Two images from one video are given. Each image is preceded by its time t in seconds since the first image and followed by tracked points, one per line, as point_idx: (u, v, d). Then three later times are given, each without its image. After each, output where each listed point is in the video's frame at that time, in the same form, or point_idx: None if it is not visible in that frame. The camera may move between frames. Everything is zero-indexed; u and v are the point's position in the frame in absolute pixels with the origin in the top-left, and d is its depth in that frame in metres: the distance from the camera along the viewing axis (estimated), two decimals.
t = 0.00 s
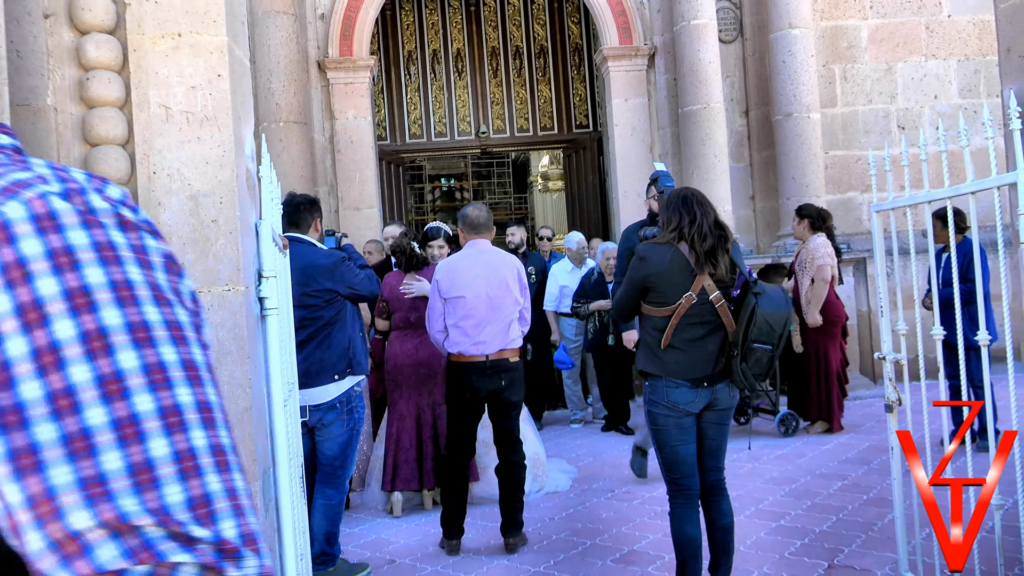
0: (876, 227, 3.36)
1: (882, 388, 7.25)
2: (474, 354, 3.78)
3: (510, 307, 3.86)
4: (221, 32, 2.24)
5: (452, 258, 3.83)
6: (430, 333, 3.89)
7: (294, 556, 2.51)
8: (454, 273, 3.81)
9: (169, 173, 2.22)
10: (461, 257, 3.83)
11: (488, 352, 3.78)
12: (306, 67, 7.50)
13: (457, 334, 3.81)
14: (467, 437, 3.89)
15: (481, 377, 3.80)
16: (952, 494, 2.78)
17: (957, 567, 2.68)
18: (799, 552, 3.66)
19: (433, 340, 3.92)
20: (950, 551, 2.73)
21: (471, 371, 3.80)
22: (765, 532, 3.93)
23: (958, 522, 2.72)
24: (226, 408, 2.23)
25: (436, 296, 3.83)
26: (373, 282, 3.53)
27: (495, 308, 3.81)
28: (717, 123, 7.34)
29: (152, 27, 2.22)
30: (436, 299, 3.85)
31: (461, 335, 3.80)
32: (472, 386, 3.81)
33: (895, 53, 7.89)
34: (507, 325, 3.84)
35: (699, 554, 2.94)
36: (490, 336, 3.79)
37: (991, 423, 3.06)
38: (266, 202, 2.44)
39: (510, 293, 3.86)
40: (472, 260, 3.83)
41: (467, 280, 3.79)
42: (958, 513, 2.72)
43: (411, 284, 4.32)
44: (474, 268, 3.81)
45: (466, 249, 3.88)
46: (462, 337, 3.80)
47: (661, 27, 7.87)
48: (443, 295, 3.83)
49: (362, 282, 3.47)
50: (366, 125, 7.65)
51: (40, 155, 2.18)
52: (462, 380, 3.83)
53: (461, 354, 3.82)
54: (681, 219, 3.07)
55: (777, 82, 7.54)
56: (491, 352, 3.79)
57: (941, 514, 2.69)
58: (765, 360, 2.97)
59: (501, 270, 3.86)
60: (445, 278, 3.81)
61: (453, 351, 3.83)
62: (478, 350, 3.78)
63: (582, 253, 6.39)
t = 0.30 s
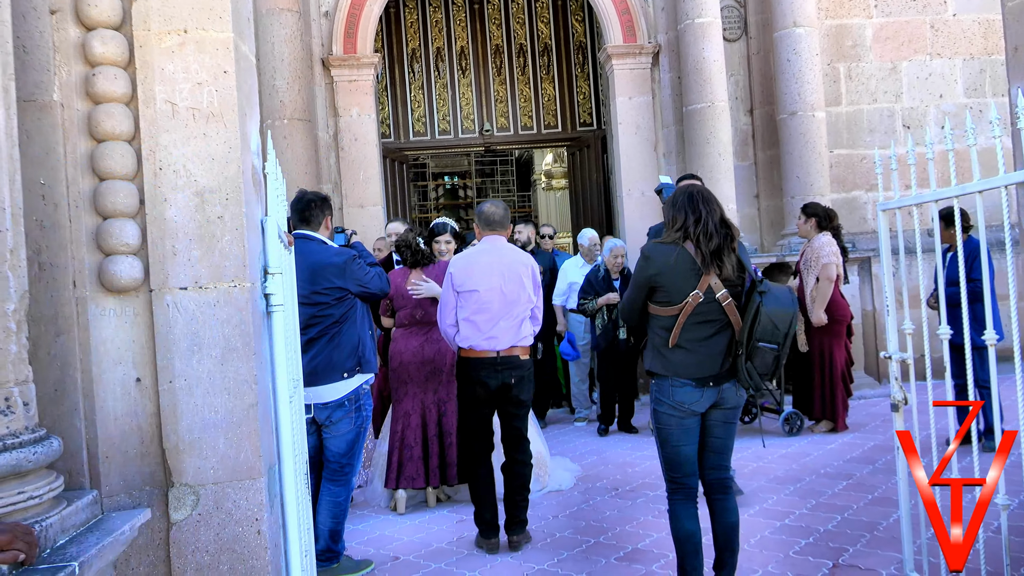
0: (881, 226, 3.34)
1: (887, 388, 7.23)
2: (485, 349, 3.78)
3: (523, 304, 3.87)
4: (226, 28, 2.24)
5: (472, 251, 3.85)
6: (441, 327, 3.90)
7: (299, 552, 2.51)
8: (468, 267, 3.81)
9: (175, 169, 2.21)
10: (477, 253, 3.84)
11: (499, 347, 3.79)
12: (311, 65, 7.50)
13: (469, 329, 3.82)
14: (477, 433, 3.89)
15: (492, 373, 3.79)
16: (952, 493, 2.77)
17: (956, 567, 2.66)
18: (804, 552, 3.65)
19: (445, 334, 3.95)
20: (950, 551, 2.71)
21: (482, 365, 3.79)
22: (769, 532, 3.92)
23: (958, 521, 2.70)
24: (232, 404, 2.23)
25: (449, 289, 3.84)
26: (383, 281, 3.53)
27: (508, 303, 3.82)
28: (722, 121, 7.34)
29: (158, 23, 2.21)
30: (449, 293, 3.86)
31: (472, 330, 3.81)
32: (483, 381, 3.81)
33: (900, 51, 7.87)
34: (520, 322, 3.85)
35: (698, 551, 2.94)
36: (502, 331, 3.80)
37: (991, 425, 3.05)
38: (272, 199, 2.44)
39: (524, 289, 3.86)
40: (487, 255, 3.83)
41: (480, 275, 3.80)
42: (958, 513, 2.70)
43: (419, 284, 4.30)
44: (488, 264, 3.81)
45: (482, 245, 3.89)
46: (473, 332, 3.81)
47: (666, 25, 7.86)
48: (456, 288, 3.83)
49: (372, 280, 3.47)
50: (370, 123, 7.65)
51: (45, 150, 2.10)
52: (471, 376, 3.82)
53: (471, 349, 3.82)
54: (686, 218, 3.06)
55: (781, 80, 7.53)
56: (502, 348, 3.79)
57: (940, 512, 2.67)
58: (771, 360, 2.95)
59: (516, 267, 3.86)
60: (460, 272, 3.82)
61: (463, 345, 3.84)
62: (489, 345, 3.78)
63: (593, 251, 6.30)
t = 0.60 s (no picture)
0: (895, 226, 3.31)
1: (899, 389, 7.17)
2: (495, 349, 3.78)
3: (533, 302, 3.86)
4: (239, 23, 2.25)
5: (476, 252, 3.84)
6: (451, 326, 3.90)
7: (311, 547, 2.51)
8: (476, 267, 3.81)
9: (189, 164, 2.21)
10: (483, 252, 3.83)
11: (509, 346, 3.78)
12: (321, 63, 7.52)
13: (478, 329, 3.81)
14: (489, 432, 3.87)
15: (503, 370, 3.78)
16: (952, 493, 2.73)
17: (956, 567, 2.60)
18: (816, 552, 3.63)
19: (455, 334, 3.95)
20: (950, 551, 2.67)
21: (492, 362, 3.78)
22: (780, 532, 3.90)
23: (957, 521, 2.65)
24: (245, 398, 2.24)
25: (457, 289, 3.85)
26: (394, 278, 3.52)
27: (517, 302, 3.81)
28: (732, 121, 7.32)
29: (171, 18, 2.21)
30: (457, 292, 3.87)
31: (481, 330, 3.81)
32: (493, 379, 3.79)
33: (912, 51, 7.81)
34: (530, 320, 3.84)
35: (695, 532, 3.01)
36: (512, 331, 3.79)
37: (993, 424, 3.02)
38: (284, 194, 2.45)
39: (533, 288, 3.85)
40: (494, 254, 3.82)
41: (488, 275, 3.79)
42: (958, 512, 2.65)
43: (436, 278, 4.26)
44: (498, 263, 3.81)
45: (490, 244, 3.88)
46: (483, 332, 3.80)
47: (676, 24, 7.84)
48: (465, 288, 3.83)
49: (383, 277, 3.46)
50: (380, 121, 7.66)
51: (58, 144, 2.10)
52: (481, 374, 3.82)
53: (481, 349, 3.82)
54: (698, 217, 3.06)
55: (792, 80, 7.50)
56: (513, 347, 3.79)
57: (937, 510, 2.64)
58: (784, 359, 2.92)
59: (525, 265, 3.86)
60: (468, 272, 3.82)
61: (474, 345, 3.83)
62: (500, 344, 3.78)
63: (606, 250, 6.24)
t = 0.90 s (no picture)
0: (905, 226, 3.28)
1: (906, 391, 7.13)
2: (498, 347, 3.78)
3: (536, 300, 3.87)
4: (251, 20, 2.25)
5: (482, 250, 3.85)
6: (454, 325, 3.91)
7: (313, 544, 2.52)
8: (479, 265, 3.82)
9: (199, 161, 2.22)
10: (486, 251, 3.83)
11: (513, 345, 3.78)
12: (330, 61, 7.53)
13: (481, 327, 3.82)
14: (495, 432, 3.86)
15: (505, 369, 3.78)
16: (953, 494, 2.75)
17: (956, 566, 2.68)
18: (819, 554, 3.62)
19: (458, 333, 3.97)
20: (951, 551, 2.73)
21: (496, 360, 3.78)
22: (784, 533, 3.90)
23: (958, 522, 2.69)
24: (252, 395, 2.25)
25: (461, 288, 3.86)
26: (401, 276, 3.58)
27: (520, 301, 3.82)
28: (741, 119, 7.29)
29: (184, 14, 2.23)
30: (461, 291, 3.88)
31: (484, 329, 3.81)
32: (496, 377, 3.79)
33: (925, 50, 7.75)
34: (533, 319, 3.85)
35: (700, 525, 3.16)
36: (515, 330, 3.79)
37: (995, 424, 3.00)
38: (293, 191, 2.46)
39: (536, 286, 3.86)
40: (498, 253, 3.82)
41: (492, 274, 3.80)
42: (958, 513, 2.69)
43: (439, 284, 4.30)
44: (502, 261, 3.81)
45: (494, 242, 3.88)
46: (486, 330, 3.81)
47: (686, 22, 7.81)
48: (468, 287, 3.84)
49: (390, 276, 3.50)
50: (389, 119, 7.68)
51: (71, 139, 2.12)
52: (484, 372, 3.82)
53: (484, 347, 3.83)
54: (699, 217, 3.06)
55: (802, 78, 7.46)
56: (516, 345, 3.79)
57: (938, 514, 2.67)
58: (783, 359, 2.87)
59: (529, 263, 3.86)
60: (471, 270, 3.82)
61: (477, 344, 3.84)
62: (503, 343, 3.78)
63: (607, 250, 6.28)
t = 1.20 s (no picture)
0: (902, 221, 3.28)
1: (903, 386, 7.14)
2: (495, 344, 3.78)
3: (532, 296, 3.87)
4: (249, 16, 2.25)
5: (475, 248, 3.84)
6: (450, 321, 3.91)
7: (312, 540, 2.52)
8: (475, 262, 3.81)
9: (197, 157, 2.22)
10: (481, 247, 3.83)
11: (509, 342, 3.78)
12: (329, 58, 7.52)
13: (478, 324, 3.82)
14: (493, 428, 3.86)
15: (502, 365, 3.79)
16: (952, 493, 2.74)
17: (956, 566, 2.68)
18: (818, 549, 3.63)
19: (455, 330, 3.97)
20: (950, 551, 2.72)
21: (492, 356, 3.79)
22: (783, 528, 3.91)
23: (957, 522, 2.68)
24: (250, 390, 2.25)
25: (457, 284, 3.86)
26: (399, 273, 3.54)
27: (516, 298, 3.82)
28: (740, 116, 7.30)
29: (182, 10, 2.22)
30: (457, 288, 3.88)
31: (481, 326, 3.81)
32: (493, 373, 3.80)
33: (922, 47, 7.75)
34: (530, 315, 3.85)
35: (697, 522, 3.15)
36: (511, 326, 3.79)
37: (994, 425, 3.01)
38: (292, 187, 2.45)
39: (532, 283, 3.86)
40: (493, 249, 3.83)
41: (488, 271, 3.80)
42: (958, 513, 2.69)
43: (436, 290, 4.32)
44: (497, 258, 3.81)
45: (490, 238, 3.89)
46: (482, 327, 3.80)
47: (684, 20, 7.80)
48: (465, 284, 3.84)
49: (389, 273, 3.47)
50: (388, 116, 7.66)
51: (69, 135, 2.12)
52: (480, 368, 3.83)
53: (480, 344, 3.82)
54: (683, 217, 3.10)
55: (800, 75, 7.47)
56: (512, 342, 3.78)
57: (940, 514, 2.66)
58: (763, 353, 2.92)
59: (524, 260, 3.86)
60: (467, 267, 3.83)
61: (473, 341, 3.84)
62: (498, 340, 3.78)
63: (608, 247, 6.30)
